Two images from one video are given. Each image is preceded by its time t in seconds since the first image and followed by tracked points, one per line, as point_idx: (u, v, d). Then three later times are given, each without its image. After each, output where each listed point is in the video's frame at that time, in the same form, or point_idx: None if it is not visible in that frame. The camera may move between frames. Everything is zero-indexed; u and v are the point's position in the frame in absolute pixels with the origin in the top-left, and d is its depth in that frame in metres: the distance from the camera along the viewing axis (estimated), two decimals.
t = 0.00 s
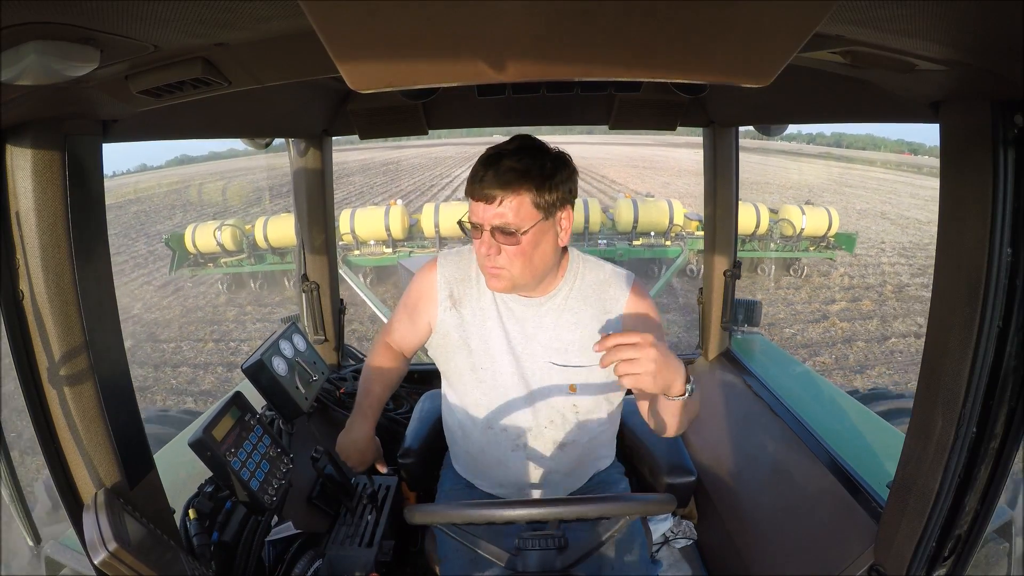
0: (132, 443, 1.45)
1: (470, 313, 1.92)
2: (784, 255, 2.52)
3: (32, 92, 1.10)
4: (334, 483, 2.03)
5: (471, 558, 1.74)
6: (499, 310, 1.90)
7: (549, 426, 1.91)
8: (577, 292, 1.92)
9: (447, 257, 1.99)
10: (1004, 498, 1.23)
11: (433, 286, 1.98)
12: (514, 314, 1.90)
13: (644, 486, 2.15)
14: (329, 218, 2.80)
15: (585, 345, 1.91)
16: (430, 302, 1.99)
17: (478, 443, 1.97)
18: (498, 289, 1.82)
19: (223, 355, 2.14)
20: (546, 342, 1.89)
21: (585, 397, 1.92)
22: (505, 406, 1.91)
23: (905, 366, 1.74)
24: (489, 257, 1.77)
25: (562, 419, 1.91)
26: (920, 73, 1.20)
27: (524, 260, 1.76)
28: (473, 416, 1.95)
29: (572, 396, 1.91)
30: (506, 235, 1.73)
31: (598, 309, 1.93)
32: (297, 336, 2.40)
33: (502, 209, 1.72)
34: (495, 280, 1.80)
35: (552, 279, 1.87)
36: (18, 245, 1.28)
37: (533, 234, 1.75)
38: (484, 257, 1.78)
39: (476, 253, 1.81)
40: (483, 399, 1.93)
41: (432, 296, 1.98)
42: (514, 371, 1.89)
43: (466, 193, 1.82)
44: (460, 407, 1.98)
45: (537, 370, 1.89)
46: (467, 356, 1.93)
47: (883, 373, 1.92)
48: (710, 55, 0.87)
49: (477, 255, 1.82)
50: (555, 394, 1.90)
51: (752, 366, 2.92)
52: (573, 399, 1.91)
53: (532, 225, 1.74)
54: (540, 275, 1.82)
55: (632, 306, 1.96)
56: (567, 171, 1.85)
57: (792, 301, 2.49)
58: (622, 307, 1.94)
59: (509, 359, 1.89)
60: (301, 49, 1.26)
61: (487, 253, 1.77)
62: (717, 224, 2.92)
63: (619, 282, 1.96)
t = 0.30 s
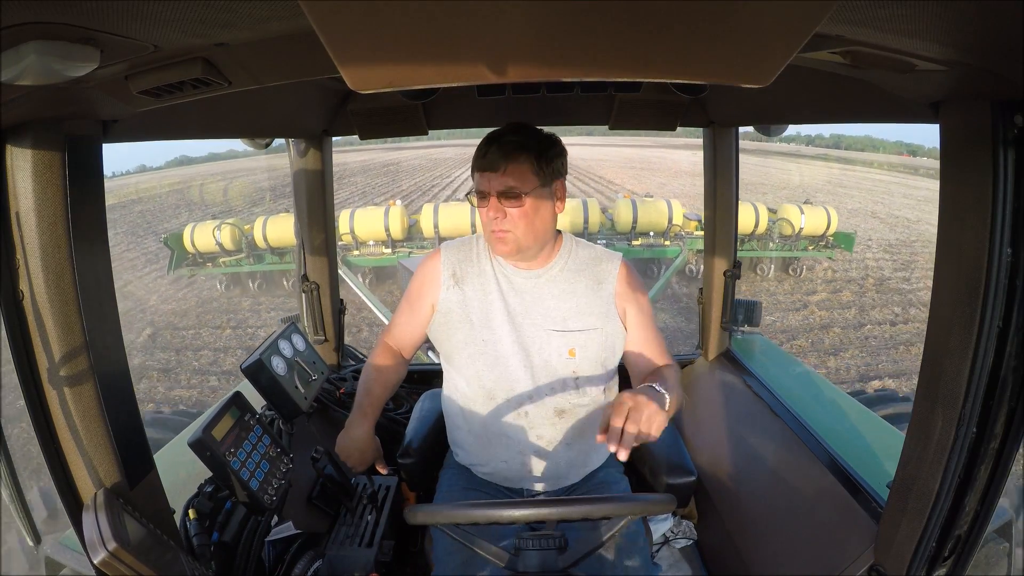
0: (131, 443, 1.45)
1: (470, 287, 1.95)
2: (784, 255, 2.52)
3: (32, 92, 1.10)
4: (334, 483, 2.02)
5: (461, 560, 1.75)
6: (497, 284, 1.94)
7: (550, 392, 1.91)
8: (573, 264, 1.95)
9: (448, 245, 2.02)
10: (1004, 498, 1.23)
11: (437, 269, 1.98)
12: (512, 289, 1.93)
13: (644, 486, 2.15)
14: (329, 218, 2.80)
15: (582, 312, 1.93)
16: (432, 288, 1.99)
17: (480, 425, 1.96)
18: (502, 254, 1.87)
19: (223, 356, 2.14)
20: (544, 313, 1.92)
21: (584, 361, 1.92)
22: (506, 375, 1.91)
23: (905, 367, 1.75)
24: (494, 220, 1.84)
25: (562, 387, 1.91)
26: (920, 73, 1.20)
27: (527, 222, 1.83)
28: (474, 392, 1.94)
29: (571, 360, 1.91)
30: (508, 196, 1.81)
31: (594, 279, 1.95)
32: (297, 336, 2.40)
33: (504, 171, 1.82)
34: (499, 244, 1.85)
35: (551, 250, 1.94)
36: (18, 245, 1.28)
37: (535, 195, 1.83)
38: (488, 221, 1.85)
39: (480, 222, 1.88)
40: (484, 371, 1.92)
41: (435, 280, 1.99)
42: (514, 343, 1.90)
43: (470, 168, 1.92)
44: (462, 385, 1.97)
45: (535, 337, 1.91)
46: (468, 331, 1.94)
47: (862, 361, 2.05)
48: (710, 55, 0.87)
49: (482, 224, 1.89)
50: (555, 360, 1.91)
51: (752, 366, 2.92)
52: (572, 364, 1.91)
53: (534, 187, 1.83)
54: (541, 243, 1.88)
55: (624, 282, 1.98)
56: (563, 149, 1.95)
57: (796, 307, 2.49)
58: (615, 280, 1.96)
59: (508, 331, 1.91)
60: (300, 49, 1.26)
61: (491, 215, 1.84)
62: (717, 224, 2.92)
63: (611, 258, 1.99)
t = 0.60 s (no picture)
0: (132, 443, 1.45)
1: (467, 290, 1.95)
2: (784, 254, 2.50)
3: (32, 92, 1.10)
4: (334, 483, 2.02)
5: (453, 560, 1.77)
6: (492, 286, 1.94)
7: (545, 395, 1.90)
8: (570, 266, 1.94)
9: (446, 248, 2.04)
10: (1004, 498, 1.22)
11: (434, 272, 2.00)
12: (508, 291, 1.93)
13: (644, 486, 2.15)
14: (329, 218, 2.80)
15: (578, 314, 1.91)
16: (430, 289, 2.02)
17: (478, 425, 1.96)
18: (510, 254, 1.85)
19: (223, 356, 2.14)
20: (540, 316, 1.91)
21: (580, 363, 1.90)
22: (501, 377, 1.91)
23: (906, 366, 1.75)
24: (502, 220, 1.83)
25: (557, 390, 1.91)
26: (920, 73, 1.20)
27: (535, 221, 1.83)
28: (471, 392, 1.95)
29: (566, 362, 1.90)
30: (519, 194, 1.81)
31: (590, 281, 1.93)
32: (297, 336, 2.40)
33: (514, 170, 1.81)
34: (508, 244, 1.84)
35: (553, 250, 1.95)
36: (18, 245, 1.28)
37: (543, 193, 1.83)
38: (496, 221, 1.84)
39: (485, 223, 1.87)
40: (480, 373, 1.93)
41: (433, 282, 2.01)
42: (510, 345, 1.90)
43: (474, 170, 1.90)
44: (459, 386, 1.98)
45: (529, 340, 1.90)
46: (464, 333, 1.95)
47: (839, 343, 2.20)
48: (710, 56, 0.87)
49: (488, 226, 1.87)
50: (550, 363, 1.90)
51: (752, 366, 2.91)
52: (567, 366, 1.90)
53: (542, 185, 1.83)
54: (546, 243, 1.89)
55: (621, 284, 1.94)
56: (561, 150, 1.97)
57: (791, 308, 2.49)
58: (612, 283, 1.93)
59: (504, 333, 1.91)
60: (300, 49, 1.26)
61: (499, 215, 1.83)
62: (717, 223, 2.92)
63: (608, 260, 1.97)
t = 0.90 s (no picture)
0: (132, 443, 1.45)
1: (457, 302, 1.97)
2: (783, 251, 2.51)
3: (32, 92, 1.10)
4: (334, 483, 2.02)
5: (454, 560, 1.77)
6: (483, 296, 1.95)
7: (542, 402, 1.91)
8: (560, 269, 1.94)
9: (436, 259, 2.05)
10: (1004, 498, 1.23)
11: (424, 284, 2.02)
12: (500, 300, 1.94)
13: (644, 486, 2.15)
14: (330, 218, 2.80)
15: (570, 320, 1.91)
16: (422, 302, 2.03)
17: (475, 433, 1.97)
18: (528, 263, 1.87)
19: (223, 356, 2.14)
20: (532, 323, 1.91)
21: (574, 369, 1.90)
22: (497, 387, 1.92)
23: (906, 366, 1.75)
24: (525, 230, 1.83)
25: (553, 395, 1.90)
26: (920, 73, 1.20)
27: (552, 231, 1.87)
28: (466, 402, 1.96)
29: (561, 369, 1.90)
30: (545, 205, 1.82)
31: (581, 284, 1.93)
32: (297, 336, 2.41)
33: (538, 179, 1.81)
34: (527, 253, 1.85)
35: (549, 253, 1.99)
36: (18, 244, 1.28)
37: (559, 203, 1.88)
38: (519, 231, 1.82)
39: (503, 232, 1.84)
40: (476, 385, 1.94)
41: (424, 294, 2.03)
42: (503, 354, 1.91)
43: (486, 176, 1.85)
44: (456, 396, 1.99)
45: (523, 348, 1.91)
46: (457, 345, 1.96)
47: (816, 327, 2.35)
48: (710, 57, 0.87)
49: (507, 230, 1.84)
50: (545, 370, 1.90)
51: (752, 366, 2.91)
52: (562, 373, 1.90)
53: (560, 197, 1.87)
54: (551, 249, 1.94)
55: (614, 287, 1.93)
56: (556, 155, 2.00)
57: (794, 306, 2.48)
58: (604, 286, 1.93)
59: (497, 343, 1.92)
60: (301, 49, 1.26)
61: (523, 225, 1.82)
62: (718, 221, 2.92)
63: (600, 261, 1.96)
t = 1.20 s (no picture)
0: (132, 443, 1.45)
1: (461, 298, 1.97)
2: (784, 253, 2.52)
3: (32, 92, 1.10)
4: (334, 483, 2.02)
5: (457, 561, 1.76)
6: (487, 293, 1.95)
7: (547, 395, 1.91)
8: (560, 265, 1.94)
9: (439, 258, 2.06)
10: (1005, 497, 1.23)
11: (427, 283, 2.02)
12: (503, 297, 1.94)
13: (644, 487, 2.15)
14: (330, 218, 2.80)
15: (571, 313, 1.91)
16: (424, 300, 2.03)
17: (479, 430, 1.96)
18: (543, 259, 1.88)
19: (223, 356, 2.14)
20: (534, 318, 1.91)
21: (578, 361, 1.90)
22: (501, 382, 1.92)
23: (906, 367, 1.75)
24: (545, 226, 1.84)
25: (558, 390, 1.90)
26: (920, 73, 1.20)
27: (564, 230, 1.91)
28: (471, 398, 1.96)
29: (565, 362, 1.90)
30: (563, 204, 1.85)
31: (581, 277, 1.93)
32: (297, 336, 2.41)
33: (558, 178, 1.84)
34: (544, 249, 1.87)
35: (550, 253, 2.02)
36: (18, 244, 1.28)
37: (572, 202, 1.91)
38: (539, 227, 1.83)
39: (523, 227, 1.84)
40: (480, 381, 1.94)
41: (427, 292, 2.03)
42: (507, 350, 1.91)
43: (507, 170, 1.84)
44: (461, 393, 1.99)
45: (526, 344, 1.91)
46: (461, 341, 1.96)
47: (796, 316, 2.44)
48: (711, 57, 0.87)
49: (526, 225, 1.84)
50: (549, 365, 1.90)
51: (752, 366, 2.91)
52: (566, 366, 1.90)
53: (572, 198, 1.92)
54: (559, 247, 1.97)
55: (614, 281, 1.93)
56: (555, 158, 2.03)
57: (791, 306, 2.48)
58: (604, 278, 1.93)
59: (501, 339, 1.92)
60: (301, 49, 1.26)
61: (544, 220, 1.83)
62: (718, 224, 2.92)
63: (600, 256, 1.97)
